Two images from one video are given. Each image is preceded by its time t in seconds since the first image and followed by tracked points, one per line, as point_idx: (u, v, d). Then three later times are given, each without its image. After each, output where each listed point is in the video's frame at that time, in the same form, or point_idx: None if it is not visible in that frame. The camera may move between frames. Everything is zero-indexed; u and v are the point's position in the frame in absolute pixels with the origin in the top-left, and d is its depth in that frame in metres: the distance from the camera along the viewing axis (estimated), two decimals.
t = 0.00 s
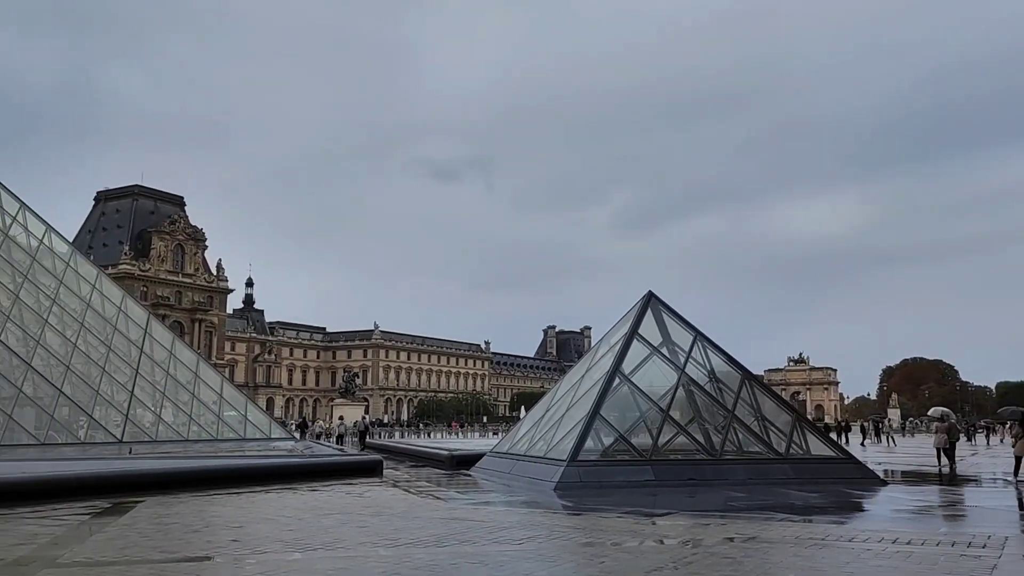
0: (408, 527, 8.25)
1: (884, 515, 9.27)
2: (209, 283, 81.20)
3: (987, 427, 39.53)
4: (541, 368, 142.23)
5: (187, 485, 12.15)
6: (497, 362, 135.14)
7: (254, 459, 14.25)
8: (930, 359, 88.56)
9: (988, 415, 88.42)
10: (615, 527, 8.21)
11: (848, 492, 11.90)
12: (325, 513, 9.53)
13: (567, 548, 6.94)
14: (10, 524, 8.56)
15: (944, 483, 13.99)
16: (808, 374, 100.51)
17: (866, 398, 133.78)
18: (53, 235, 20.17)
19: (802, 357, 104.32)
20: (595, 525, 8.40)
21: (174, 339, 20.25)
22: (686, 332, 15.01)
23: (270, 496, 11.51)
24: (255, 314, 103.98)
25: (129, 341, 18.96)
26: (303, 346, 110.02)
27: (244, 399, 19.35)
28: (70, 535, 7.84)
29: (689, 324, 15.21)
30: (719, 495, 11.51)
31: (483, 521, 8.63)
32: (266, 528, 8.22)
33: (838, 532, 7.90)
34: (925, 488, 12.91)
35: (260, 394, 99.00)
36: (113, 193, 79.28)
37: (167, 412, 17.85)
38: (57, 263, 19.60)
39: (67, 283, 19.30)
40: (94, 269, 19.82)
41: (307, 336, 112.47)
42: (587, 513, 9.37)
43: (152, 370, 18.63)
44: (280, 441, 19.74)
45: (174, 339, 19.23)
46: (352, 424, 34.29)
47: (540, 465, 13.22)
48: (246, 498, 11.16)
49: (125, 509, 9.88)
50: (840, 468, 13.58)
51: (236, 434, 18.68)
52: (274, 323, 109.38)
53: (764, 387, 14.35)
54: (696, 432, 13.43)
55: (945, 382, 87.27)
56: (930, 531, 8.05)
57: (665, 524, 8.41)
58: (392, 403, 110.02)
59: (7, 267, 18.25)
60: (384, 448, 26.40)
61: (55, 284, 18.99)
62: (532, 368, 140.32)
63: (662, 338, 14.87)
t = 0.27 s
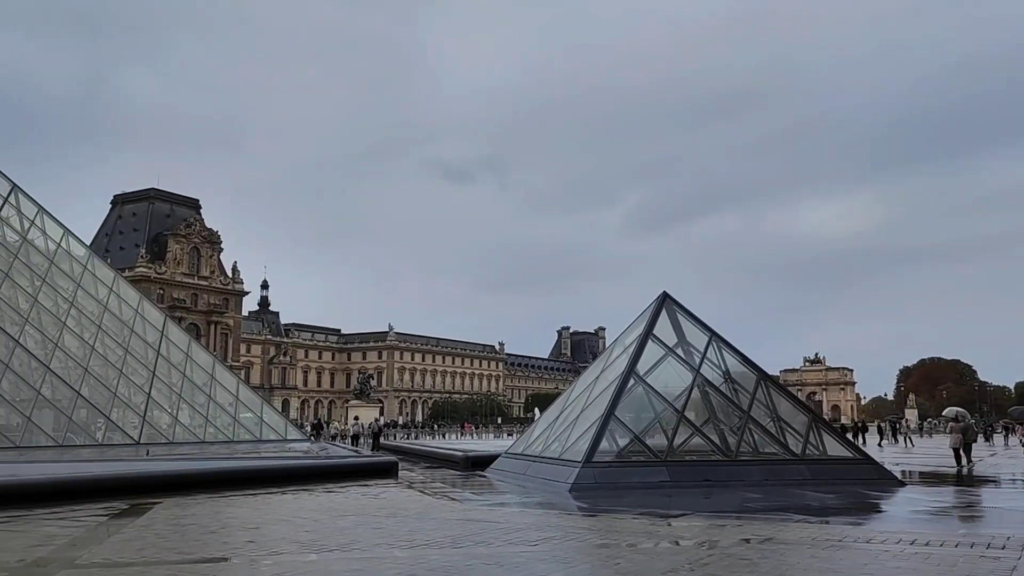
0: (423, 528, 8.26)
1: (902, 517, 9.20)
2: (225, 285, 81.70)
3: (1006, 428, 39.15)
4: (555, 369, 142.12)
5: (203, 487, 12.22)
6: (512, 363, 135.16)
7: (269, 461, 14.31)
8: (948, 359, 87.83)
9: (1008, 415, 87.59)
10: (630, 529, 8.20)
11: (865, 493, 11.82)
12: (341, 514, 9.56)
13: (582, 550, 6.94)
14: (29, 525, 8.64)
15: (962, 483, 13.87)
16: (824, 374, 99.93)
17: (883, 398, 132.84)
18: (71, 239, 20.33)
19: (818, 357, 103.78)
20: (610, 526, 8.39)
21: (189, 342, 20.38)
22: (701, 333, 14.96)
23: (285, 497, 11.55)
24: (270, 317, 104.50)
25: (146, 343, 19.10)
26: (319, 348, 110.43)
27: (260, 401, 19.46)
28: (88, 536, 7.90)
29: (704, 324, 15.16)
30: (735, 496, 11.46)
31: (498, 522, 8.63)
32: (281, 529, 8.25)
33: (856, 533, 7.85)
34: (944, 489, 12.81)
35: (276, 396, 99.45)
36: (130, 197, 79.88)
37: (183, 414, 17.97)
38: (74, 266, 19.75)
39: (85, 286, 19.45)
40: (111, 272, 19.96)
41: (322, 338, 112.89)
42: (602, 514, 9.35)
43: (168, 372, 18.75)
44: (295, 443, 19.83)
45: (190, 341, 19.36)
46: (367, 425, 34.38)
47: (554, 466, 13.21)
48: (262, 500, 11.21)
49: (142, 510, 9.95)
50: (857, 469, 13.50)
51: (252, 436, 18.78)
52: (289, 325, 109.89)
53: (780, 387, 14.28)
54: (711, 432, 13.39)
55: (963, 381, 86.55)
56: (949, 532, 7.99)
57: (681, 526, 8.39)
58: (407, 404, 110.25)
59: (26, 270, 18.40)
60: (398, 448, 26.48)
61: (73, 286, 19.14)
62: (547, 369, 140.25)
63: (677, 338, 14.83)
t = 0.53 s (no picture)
0: (439, 529, 8.28)
1: (921, 518, 9.13)
2: (242, 288, 82.19)
3: None
4: (570, 371, 142.01)
5: (221, 488, 12.30)
6: (527, 364, 135.18)
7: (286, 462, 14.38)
8: (966, 359, 87.11)
9: None
10: (645, 530, 8.19)
11: (883, 495, 11.75)
12: (357, 515, 9.60)
13: (598, 551, 6.93)
14: (50, 526, 8.72)
15: (982, 485, 13.75)
16: (841, 375, 99.35)
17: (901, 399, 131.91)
18: (89, 243, 20.51)
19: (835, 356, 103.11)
20: (625, 528, 8.38)
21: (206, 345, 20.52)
22: (717, 333, 14.91)
23: (302, 499, 11.61)
24: (286, 319, 105.02)
25: (163, 346, 19.23)
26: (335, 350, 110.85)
27: (276, 403, 19.56)
28: (108, 537, 7.97)
29: (720, 325, 15.11)
30: (752, 497, 11.42)
31: (513, 524, 8.64)
32: (298, 531, 8.30)
33: (874, 535, 7.81)
34: (963, 490, 12.72)
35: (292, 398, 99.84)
36: (147, 200, 80.46)
37: (200, 416, 18.09)
38: (93, 270, 19.92)
39: (103, 290, 19.61)
40: (129, 275, 20.12)
41: (338, 340, 113.30)
42: (618, 516, 9.34)
43: (186, 374, 18.87)
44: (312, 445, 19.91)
45: (207, 343, 19.49)
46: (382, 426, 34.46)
47: (570, 467, 13.20)
48: (279, 501, 11.28)
49: (160, 512, 10.03)
50: (875, 470, 13.42)
51: (268, 438, 18.88)
52: (305, 327, 110.39)
53: (796, 388, 14.21)
54: (727, 434, 13.34)
55: (982, 382, 85.84)
56: (969, 533, 7.93)
57: (697, 527, 8.37)
58: (422, 406, 110.47)
59: (45, 274, 18.55)
60: (414, 450, 26.50)
61: (91, 290, 19.29)
62: (562, 370, 140.17)
63: (692, 339, 14.78)
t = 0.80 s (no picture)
0: (456, 532, 8.29)
1: (942, 521, 9.05)
2: (258, 291, 82.65)
3: None
4: (586, 373, 141.82)
5: (239, 490, 12.37)
6: (542, 366, 135.10)
7: (303, 464, 14.45)
8: (986, 361, 86.29)
9: None
10: (662, 532, 8.17)
11: (902, 497, 11.66)
12: (374, 517, 9.64)
13: (615, 554, 6.92)
14: (70, 528, 8.81)
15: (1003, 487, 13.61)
16: (859, 376, 98.68)
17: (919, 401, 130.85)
18: (108, 246, 20.69)
19: (853, 359, 102.74)
20: (642, 530, 8.36)
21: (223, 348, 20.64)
22: (734, 335, 14.85)
23: (319, 501, 11.66)
24: (303, 321, 105.47)
25: (181, 348, 19.36)
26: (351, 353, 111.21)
27: (293, 405, 19.66)
28: (127, 538, 8.04)
29: (737, 327, 15.04)
30: (769, 500, 11.35)
31: (530, 526, 8.64)
32: (316, 532, 8.34)
33: (894, 537, 7.75)
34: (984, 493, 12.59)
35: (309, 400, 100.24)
36: (165, 204, 81.07)
37: (218, 418, 18.20)
38: (112, 274, 20.09)
39: (122, 293, 19.76)
40: (148, 279, 20.27)
41: (354, 342, 113.66)
42: (635, 518, 9.31)
43: (203, 377, 19.00)
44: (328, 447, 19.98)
45: (225, 346, 19.61)
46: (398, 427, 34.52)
47: (586, 470, 13.18)
48: (297, 503, 11.33)
49: (180, 513, 10.11)
50: (893, 472, 13.31)
51: (285, 441, 18.97)
52: (321, 330, 110.85)
53: (814, 390, 14.12)
54: (744, 436, 13.28)
55: (1002, 383, 85.00)
56: (990, 536, 7.85)
57: (714, 530, 8.33)
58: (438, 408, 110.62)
59: (65, 277, 18.72)
60: (430, 452, 26.53)
61: (110, 293, 19.45)
62: (577, 372, 140.01)
63: (709, 341, 14.72)
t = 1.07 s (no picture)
0: (472, 533, 8.29)
1: (963, 524, 8.95)
2: (275, 293, 83.01)
3: None
4: (602, 375, 141.54)
5: (256, 492, 12.42)
6: (558, 368, 134.98)
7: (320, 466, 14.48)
8: (1007, 362, 85.38)
9: None
10: (680, 534, 8.13)
11: (922, 499, 11.55)
12: (391, 518, 9.65)
13: (632, 556, 6.89)
14: (90, 530, 8.88)
15: None
16: (878, 378, 97.93)
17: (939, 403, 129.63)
18: (126, 250, 20.87)
19: (871, 361, 102.35)
20: (659, 532, 8.31)
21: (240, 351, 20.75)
22: (750, 336, 14.78)
23: (335, 503, 11.70)
24: (319, 323, 105.87)
25: (199, 351, 19.50)
26: (367, 355, 111.48)
27: (310, 407, 19.75)
28: (146, 540, 8.09)
29: (753, 328, 14.98)
30: (786, 502, 11.29)
31: (546, 528, 8.62)
32: (332, 534, 8.36)
33: (914, 540, 7.67)
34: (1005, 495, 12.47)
35: (325, 402, 100.64)
36: (182, 207, 81.62)
37: (235, 420, 18.31)
38: (130, 277, 20.25)
39: (140, 296, 19.91)
40: (166, 282, 20.43)
41: (370, 344, 113.95)
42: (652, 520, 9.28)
43: (220, 379, 19.11)
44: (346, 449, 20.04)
45: (241, 349, 19.73)
46: (415, 430, 34.59)
47: (601, 471, 13.16)
48: (314, 505, 11.36)
49: (198, 515, 10.16)
50: (913, 474, 13.21)
51: (302, 443, 19.04)
52: (338, 332, 111.25)
53: (831, 391, 14.04)
54: (761, 437, 13.22)
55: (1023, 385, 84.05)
56: (1012, 539, 7.76)
57: (732, 532, 8.29)
58: (453, 410, 110.69)
59: (84, 280, 18.87)
60: (445, 455, 26.53)
61: (129, 296, 19.61)
62: (593, 374, 139.77)
63: (725, 343, 14.67)
